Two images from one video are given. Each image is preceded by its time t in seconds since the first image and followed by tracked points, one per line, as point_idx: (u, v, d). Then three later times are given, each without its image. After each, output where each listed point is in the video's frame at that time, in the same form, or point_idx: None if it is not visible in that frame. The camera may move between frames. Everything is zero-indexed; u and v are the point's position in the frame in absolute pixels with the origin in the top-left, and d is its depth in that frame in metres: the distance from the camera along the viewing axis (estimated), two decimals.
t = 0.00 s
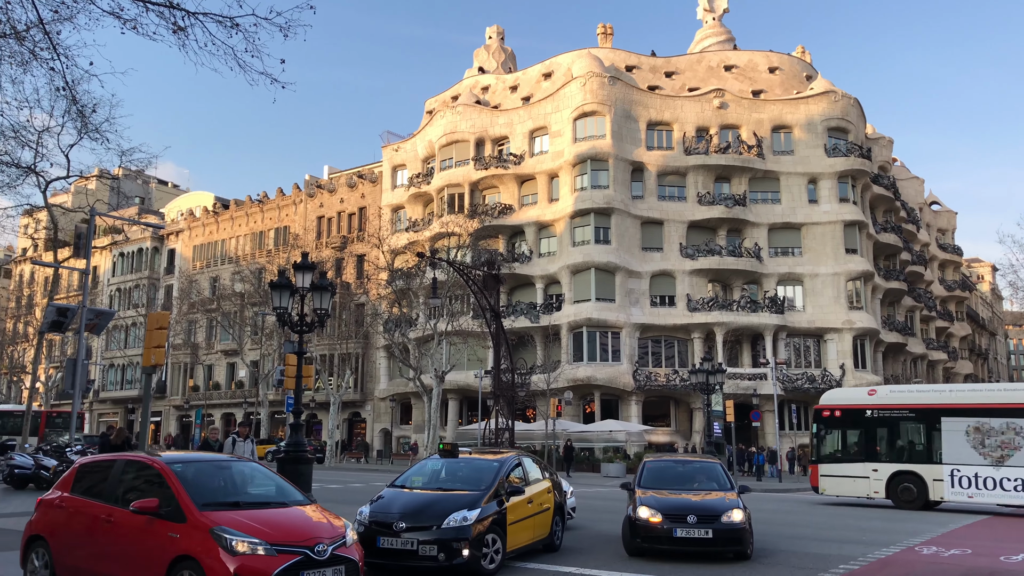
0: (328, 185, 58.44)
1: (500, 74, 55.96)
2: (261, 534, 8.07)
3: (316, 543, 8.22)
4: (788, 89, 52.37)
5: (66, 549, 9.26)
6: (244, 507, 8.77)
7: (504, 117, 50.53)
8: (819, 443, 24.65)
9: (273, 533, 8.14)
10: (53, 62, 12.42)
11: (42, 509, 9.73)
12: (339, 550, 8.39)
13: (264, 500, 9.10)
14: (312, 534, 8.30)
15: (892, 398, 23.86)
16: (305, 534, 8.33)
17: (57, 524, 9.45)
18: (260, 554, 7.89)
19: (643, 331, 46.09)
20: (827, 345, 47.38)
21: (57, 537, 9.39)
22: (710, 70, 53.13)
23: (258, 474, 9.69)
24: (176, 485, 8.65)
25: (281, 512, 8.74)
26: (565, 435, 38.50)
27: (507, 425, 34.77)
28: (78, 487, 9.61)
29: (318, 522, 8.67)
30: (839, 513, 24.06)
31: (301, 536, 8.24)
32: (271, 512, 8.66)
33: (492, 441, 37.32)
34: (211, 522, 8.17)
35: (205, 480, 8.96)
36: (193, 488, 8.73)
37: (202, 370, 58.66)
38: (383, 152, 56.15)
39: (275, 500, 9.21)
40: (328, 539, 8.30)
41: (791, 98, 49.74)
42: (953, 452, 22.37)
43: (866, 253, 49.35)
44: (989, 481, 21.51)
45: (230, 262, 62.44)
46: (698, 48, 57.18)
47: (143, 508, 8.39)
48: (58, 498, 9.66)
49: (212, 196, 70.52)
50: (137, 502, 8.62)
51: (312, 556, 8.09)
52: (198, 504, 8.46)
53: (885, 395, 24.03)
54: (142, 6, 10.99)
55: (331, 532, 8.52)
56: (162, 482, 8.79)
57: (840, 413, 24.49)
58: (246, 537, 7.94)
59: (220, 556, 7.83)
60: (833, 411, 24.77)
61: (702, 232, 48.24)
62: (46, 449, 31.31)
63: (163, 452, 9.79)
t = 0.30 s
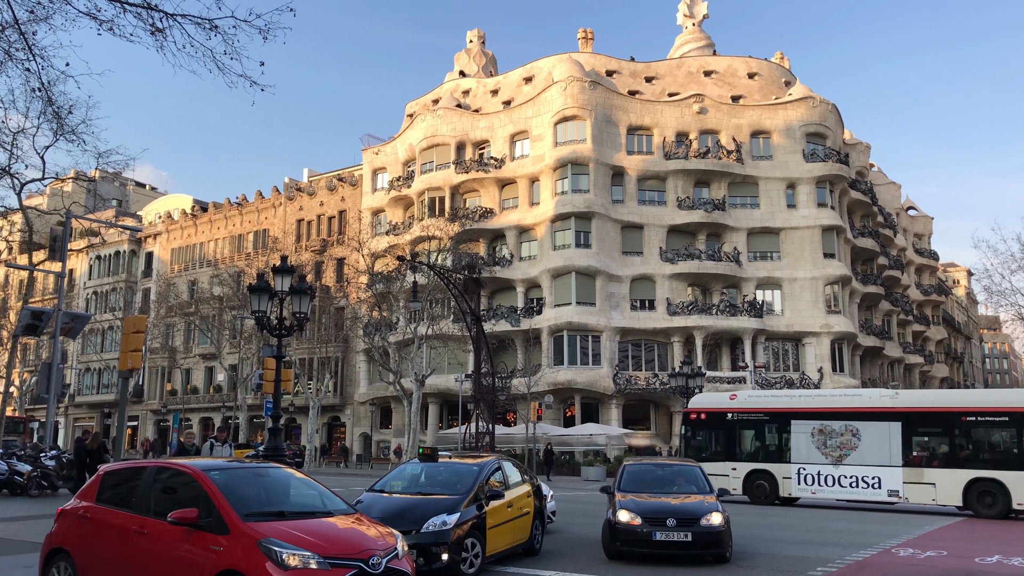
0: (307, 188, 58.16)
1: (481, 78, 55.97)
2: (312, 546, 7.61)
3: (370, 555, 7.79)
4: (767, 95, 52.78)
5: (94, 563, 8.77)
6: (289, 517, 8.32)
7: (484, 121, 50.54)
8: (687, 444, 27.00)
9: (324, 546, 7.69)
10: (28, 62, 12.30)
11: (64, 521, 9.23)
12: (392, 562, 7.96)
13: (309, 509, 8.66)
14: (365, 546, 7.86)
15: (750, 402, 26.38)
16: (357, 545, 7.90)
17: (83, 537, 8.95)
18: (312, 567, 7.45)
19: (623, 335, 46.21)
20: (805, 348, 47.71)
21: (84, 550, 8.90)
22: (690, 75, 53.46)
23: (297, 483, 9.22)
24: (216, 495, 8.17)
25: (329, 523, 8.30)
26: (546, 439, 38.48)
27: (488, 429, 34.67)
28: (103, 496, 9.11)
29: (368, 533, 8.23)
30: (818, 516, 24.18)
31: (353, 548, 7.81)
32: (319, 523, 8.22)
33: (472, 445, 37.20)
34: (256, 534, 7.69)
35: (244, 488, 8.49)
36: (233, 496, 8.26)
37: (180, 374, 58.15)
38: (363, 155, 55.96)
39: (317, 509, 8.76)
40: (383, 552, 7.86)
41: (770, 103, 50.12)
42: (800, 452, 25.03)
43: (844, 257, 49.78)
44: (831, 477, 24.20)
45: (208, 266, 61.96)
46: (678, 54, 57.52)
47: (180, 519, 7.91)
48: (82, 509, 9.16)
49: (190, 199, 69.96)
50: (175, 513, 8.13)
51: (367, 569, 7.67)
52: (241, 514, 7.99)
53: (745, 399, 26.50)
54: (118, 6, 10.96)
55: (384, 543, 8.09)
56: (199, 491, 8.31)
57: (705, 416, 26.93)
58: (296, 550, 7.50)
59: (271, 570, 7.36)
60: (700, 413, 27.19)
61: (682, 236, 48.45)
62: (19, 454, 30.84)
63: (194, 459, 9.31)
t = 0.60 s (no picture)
0: (289, 192, 57.94)
1: (464, 82, 56.00)
2: (385, 558, 6.88)
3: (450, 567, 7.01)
4: (748, 100, 53.14)
5: None
6: (354, 528, 7.61)
7: (467, 125, 50.54)
8: (573, 444, 28.20)
9: (397, 557, 6.94)
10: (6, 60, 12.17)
11: (104, 532, 8.67)
12: None
13: (373, 519, 7.97)
14: (443, 558, 7.09)
15: (630, 405, 27.70)
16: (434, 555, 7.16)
17: (124, 550, 8.37)
18: None
19: (606, 338, 46.31)
20: (786, 351, 48.00)
21: (125, 565, 8.32)
22: (672, 80, 53.77)
23: (357, 490, 8.55)
24: (274, 505, 7.53)
25: (400, 534, 7.57)
26: (528, 443, 38.48)
27: (471, 432, 34.61)
28: (145, 506, 8.55)
29: (443, 545, 7.46)
30: (798, 519, 24.30)
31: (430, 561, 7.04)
32: (388, 534, 7.49)
33: (455, 449, 37.14)
34: (324, 547, 7.00)
35: (303, 497, 7.83)
36: (293, 506, 7.60)
37: (160, 378, 57.73)
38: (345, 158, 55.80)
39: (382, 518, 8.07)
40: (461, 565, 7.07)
41: (751, 109, 50.46)
42: (670, 452, 26.63)
43: (824, 261, 50.14)
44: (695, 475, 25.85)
45: (189, 269, 61.56)
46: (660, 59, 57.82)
47: (239, 531, 7.27)
48: (122, 520, 8.58)
49: (171, 202, 69.49)
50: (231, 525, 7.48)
51: None
52: (303, 525, 7.33)
53: (625, 403, 27.81)
54: (98, 6, 10.88)
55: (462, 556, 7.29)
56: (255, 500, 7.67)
57: (589, 418, 28.31)
58: (369, 563, 6.78)
59: None
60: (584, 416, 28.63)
61: (664, 240, 48.62)
62: None
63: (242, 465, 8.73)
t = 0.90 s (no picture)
0: (266, 194, 57.60)
1: (443, 85, 56.00)
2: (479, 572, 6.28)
3: None
4: (725, 105, 53.54)
5: None
6: (436, 539, 7.03)
7: (446, 129, 50.55)
8: (467, 447, 31.19)
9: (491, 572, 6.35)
10: None
11: (149, 544, 8.08)
12: None
13: (451, 529, 7.40)
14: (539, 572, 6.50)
15: (518, 410, 30.63)
16: (529, 567, 6.58)
17: (172, 562, 7.78)
18: None
19: (583, 342, 46.42)
20: (762, 355, 48.36)
21: None
22: (650, 85, 54.10)
23: (427, 497, 7.95)
24: (350, 514, 6.96)
25: (485, 545, 6.98)
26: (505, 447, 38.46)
27: (448, 437, 34.51)
28: (197, 515, 7.96)
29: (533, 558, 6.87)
30: (772, 522, 24.47)
31: None
32: (474, 546, 6.90)
33: (431, 453, 37.05)
34: (409, 560, 6.42)
35: (381, 506, 7.26)
36: (369, 514, 7.04)
37: (135, 382, 57.14)
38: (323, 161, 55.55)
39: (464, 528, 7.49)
40: None
41: (727, 114, 50.86)
42: (555, 452, 29.27)
43: (799, 266, 50.60)
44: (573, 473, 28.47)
45: (165, 272, 60.99)
46: (638, 64, 58.15)
47: (314, 543, 6.69)
48: (172, 530, 8.00)
49: (147, 204, 68.80)
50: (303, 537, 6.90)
51: None
52: (384, 536, 6.75)
53: (514, 407, 30.73)
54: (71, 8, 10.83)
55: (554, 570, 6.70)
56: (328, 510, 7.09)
57: (483, 422, 31.19)
58: None
59: None
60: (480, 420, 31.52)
61: (641, 245, 48.85)
62: None
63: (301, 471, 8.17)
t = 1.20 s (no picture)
0: (245, 194, 57.19)
1: (423, 86, 55.89)
2: None
3: None
4: (704, 109, 53.85)
5: None
6: (548, 550, 6.31)
7: (427, 129, 50.43)
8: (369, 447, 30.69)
9: None
10: None
11: (216, 556, 7.28)
12: None
13: (557, 539, 6.68)
14: None
15: (417, 411, 30.10)
16: None
17: None
18: None
19: (563, 344, 46.48)
20: (740, 357, 48.63)
21: None
22: (630, 88, 54.30)
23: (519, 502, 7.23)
24: (453, 521, 6.20)
25: (600, 559, 6.29)
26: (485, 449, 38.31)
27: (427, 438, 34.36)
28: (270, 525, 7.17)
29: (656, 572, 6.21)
30: (748, 523, 24.62)
31: None
32: (590, 560, 6.21)
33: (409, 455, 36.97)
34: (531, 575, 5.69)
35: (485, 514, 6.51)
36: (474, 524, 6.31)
37: (110, 382, 56.55)
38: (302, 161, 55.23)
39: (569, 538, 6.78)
40: None
41: (707, 118, 51.14)
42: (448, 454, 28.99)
43: (777, 269, 50.95)
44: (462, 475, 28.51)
45: (141, 271, 60.40)
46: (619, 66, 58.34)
47: (419, 555, 5.91)
48: (240, 541, 7.23)
49: (124, 203, 68.06)
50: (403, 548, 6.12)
51: None
52: (496, 548, 6.03)
53: (414, 409, 30.21)
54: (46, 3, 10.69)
55: None
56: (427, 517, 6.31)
57: (385, 424, 30.70)
58: None
59: None
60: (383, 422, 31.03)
61: (621, 247, 49.01)
62: None
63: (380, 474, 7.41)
